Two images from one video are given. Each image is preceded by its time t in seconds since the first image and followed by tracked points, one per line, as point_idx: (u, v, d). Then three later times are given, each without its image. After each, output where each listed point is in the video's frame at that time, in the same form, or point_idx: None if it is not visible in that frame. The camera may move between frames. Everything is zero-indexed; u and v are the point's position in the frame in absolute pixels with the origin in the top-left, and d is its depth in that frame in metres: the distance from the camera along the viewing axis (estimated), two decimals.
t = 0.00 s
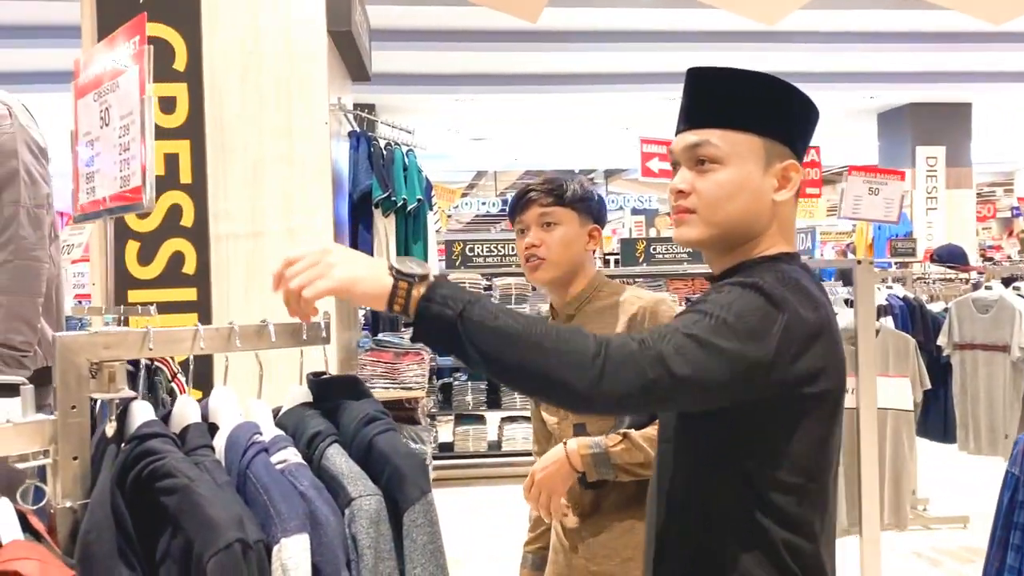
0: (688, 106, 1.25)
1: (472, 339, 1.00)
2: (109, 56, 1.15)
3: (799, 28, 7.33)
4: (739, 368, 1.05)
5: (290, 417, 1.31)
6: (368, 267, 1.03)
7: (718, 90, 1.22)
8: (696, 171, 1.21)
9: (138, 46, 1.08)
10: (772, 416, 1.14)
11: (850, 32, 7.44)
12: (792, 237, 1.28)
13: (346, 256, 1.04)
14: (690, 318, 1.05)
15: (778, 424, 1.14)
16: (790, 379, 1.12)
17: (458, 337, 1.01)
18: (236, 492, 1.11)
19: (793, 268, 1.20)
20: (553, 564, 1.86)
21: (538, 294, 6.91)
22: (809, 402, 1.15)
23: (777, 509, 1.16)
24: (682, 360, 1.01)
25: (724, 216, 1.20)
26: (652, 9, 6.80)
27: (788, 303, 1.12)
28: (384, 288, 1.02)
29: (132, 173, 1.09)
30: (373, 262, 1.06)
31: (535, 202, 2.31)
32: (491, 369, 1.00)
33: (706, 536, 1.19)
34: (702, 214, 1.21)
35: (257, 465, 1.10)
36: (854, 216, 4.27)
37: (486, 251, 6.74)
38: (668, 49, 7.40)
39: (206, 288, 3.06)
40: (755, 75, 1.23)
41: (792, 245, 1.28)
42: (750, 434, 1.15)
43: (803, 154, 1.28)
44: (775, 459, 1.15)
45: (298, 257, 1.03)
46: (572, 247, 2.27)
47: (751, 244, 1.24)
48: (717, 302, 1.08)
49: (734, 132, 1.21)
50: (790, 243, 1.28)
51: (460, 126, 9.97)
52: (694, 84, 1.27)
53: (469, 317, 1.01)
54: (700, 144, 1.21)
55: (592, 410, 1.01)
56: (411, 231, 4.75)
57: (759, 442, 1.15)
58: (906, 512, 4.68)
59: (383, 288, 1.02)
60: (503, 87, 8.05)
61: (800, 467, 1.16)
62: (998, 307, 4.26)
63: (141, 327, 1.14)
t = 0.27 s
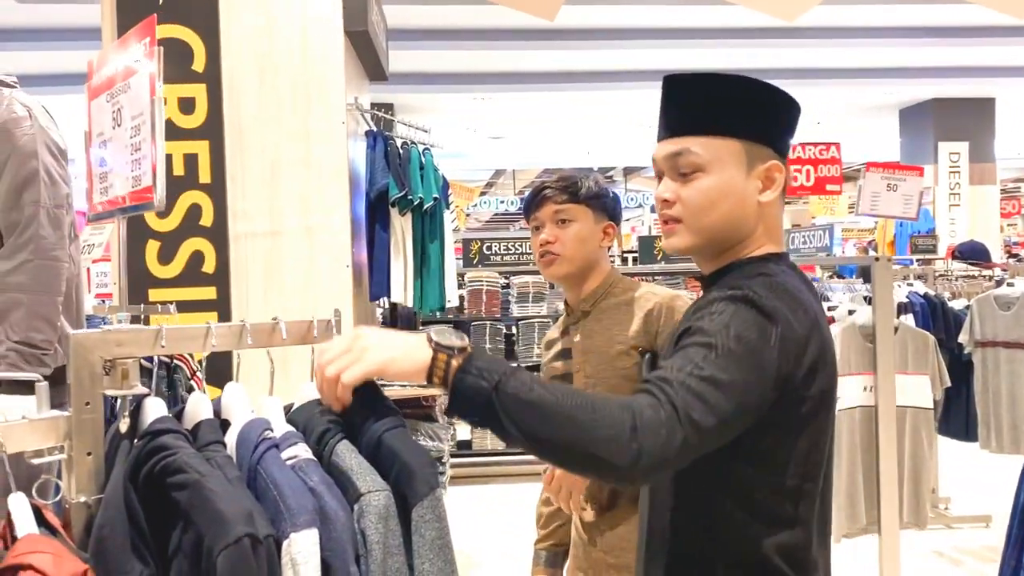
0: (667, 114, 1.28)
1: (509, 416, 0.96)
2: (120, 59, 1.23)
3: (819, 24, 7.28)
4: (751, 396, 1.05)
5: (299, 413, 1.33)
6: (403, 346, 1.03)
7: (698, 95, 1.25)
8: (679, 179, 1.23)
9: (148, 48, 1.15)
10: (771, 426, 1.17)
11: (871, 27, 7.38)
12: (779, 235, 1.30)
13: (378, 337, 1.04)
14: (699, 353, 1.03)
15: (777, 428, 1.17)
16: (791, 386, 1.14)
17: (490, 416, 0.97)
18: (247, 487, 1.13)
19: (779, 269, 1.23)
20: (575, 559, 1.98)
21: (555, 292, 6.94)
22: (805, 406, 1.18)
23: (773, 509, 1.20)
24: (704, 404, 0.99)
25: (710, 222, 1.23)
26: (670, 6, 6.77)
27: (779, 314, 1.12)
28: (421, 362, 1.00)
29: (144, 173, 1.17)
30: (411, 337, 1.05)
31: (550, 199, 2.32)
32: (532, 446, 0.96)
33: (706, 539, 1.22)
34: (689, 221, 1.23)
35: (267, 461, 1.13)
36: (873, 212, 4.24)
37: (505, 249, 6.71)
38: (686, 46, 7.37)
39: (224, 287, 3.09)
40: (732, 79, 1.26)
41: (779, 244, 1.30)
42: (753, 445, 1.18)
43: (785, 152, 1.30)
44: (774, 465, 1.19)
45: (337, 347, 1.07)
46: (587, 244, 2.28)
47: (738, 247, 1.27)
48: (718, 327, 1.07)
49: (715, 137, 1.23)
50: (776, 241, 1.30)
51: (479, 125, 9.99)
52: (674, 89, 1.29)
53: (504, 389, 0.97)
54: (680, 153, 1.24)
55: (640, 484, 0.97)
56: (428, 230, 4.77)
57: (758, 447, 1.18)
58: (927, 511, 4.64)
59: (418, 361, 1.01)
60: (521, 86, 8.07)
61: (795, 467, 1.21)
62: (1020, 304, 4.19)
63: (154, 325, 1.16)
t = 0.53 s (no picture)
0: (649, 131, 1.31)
1: (539, 462, 0.99)
2: (133, 62, 1.25)
3: (836, 20, 7.23)
4: (766, 406, 1.08)
5: (314, 411, 1.34)
6: (430, 397, 1.03)
7: (677, 108, 1.29)
8: (667, 193, 1.27)
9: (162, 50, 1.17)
10: (784, 426, 1.19)
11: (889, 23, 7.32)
12: (771, 231, 1.34)
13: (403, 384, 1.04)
14: (713, 368, 1.05)
15: (787, 426, 1.19)
16: (802, 384, 1.17)
17: (524, 468, 1.00)
18: (261, 485, 1.15)
19: (772, 267, 1.27)
20: (598, 556, 2.01)
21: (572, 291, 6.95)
22: (815, 403, 1.20)
23: (785, 507, 1.23)
24: (725, 424, 1.03)
25: (701, 232, 1.27)
26: (686, 4, 6.75)
27: (785, 316, 1.15)
28: (438, 420, 1.01)
29: (158, 175, 1.20)
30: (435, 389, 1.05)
31: (567, 199, 2.34)
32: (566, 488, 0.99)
33: (720, 541, 1.24)
34: (681, 233, 1.28)
35: (280, 458, 1.14)
36: (890, 209, 4.22)
37: (520, 248, 6.78)
38: (702, 43, 7.33)
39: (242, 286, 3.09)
40: (708, 88, 1.30)
41: (773, 240, 1.34)
42: (767, 444, 1.20)
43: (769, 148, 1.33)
44: (787, 463, 1.21)
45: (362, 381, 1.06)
46: (605, 243, 2.29)
47: (734, 250, 1.31)
48: (729, 337, 1.09)
49: (698, 148, 1.26)
50: (770, 238, 1.34)
51: (495, 124, 10.01)
52: (654, 102, 1.33)
53: (534, 436, 0.99)
54: (665, 169, 1.27)
55: (673, 513, 1.01)
56: (443, 229, 4.79)
57: (771, 446, 1.20)
58: (947, 509, 4.61)
59: (438, 418, 1.01)
60: (537, 84, 8.07)
61: (806, 461, 1.24)
62: None
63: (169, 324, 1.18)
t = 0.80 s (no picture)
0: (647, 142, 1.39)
1: (576, 469, 1.00)
2: (147, 64, 1.27)
3: (854, 16, 7.18)
4: (785, 406, 1.11)
5: (328, 408, 1.35)
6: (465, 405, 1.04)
7: (673, 119, 1.36)
8: (670, 202, 1.35)
9: (175, 53, 1.19)
10: (799, 425, 1.23)
11: (908, 17, 7.26)
12: (769, 226, 1.43)
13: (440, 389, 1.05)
14: (734, 373, 1.08)
15: (802, 425, 1.23)
16: (816, 383, 1.21)
17: (559, 479, 1.01)
18: (275, 482, 1.16)
19: (779, 266, 1.36)
20: (621, 554, 2.02)
21: (587, 289, 6.95)
22: (827, 403, 1.25)
23: (801, 504, 1.27)
24: (751, 427, 1.05)
25: (705, 236, 1.35)
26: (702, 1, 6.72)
27: (798, 316, 1.18)
28: (476, 424, 1.02)
29: (171, 176, 1.22)
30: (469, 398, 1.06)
31: (588, 195, 2.36)
32: (603, 496, 1.00)
33: (737, 540, 1.27)
34: (686, 239, 1.36)
35: (293, 457, 1.15)
36: (907, 205, 4.19)
37: (535, 246, 6.87)
38: (718, 40, 7.30)
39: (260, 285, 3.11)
40: (701, 98, 1.37)
41: (771, 235, 1.44)
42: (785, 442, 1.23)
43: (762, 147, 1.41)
44: (801, 460, 1.25)
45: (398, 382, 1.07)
46: (626, 239, 2.30)
47: (737, 249, 1.39)
48: (746, 342, 1.11)
49: (697, 156, 1.34)
50: (767, 234, 1.43)
51: (510, 122, 10.01)
52: (651, 114, 1.41)
53: (570, 444, 1.01)
54: (663, 178, 1.35)
55: (703, 519, 1.03)
56: (458, 229, 4.80)
57: (789, 444, 1.24)
58: (967, 509, 4.57)
59: (473, 425, 1.03)
60: (553, 83, 8.07)
61: (818, 457, 1.27)
62: None
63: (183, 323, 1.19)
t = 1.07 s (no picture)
0: (648, 146, 1.39)
1: (618, 484, 1.02)
2: (157, 63, 1.29)
3: (870, 11, 7.13)
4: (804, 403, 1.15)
5: (337, 406, 1.35)
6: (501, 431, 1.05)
7: (674, 123, 1.36)
8: (676, 206, 1.36)
9: (183, 52, 1.20)
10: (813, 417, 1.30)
11: (925, 12, 7.20)
12: (774, 221, 1.45)
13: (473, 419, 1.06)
14: (759, 374, 1.11)
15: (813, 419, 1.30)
16: (829, 378, 1.28)
17: (598, 491, 1.03)
18: (285, 479, 1.16)
19: (788, 262, 1.39)
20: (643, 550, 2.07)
21: (601, 288, 6.95)
22: (836, 398, 1.32)
23: (813, 494, 1.35)
24: (779, 427, 1.08)
25: (713, 238, 1.37)
26: None
27: (813, 314, 1.23)
28: (516, 449, 1.03)
29: (181, 176, 1.23)
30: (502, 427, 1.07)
31: (616, 189, 2.33)
32: (642, 512, 1.02)
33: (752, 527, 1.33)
34: (694, 241, 1.38)
35: (303, 454, 1.15)
36: (922, 201, 4.16)
37: (548, 245, 6.83)
38: (732, 36, 7.26)
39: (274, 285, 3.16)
40: (701, 99, 1.38)
41: (776, 230, 1.46)
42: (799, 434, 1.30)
43: (763, 144, 1.42)
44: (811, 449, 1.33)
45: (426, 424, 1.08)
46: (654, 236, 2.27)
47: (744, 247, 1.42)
48: (767, 342, 1.15)
49: (700, 159, 1.34)
50: (772, 229, 1.45)
51: (524, 121, 10.00)
52: (649, 117, 1.41)
53: (611, 462, 1.03)
54: (668, 184, 1.35)
55: (739, 520, 1.05)
56: (472, 227, 4.82)
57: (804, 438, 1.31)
58: (985, 508, 4.53)
59: (513, 450, 1.03)
60: (568, 80, 8.06)
61: (825, 448, 1.35)
62: None
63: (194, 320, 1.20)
